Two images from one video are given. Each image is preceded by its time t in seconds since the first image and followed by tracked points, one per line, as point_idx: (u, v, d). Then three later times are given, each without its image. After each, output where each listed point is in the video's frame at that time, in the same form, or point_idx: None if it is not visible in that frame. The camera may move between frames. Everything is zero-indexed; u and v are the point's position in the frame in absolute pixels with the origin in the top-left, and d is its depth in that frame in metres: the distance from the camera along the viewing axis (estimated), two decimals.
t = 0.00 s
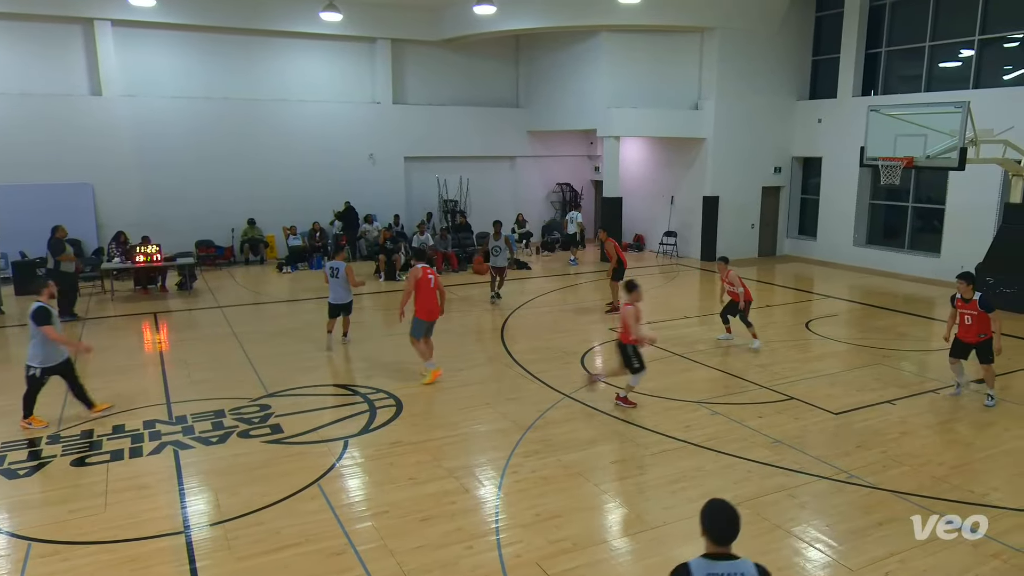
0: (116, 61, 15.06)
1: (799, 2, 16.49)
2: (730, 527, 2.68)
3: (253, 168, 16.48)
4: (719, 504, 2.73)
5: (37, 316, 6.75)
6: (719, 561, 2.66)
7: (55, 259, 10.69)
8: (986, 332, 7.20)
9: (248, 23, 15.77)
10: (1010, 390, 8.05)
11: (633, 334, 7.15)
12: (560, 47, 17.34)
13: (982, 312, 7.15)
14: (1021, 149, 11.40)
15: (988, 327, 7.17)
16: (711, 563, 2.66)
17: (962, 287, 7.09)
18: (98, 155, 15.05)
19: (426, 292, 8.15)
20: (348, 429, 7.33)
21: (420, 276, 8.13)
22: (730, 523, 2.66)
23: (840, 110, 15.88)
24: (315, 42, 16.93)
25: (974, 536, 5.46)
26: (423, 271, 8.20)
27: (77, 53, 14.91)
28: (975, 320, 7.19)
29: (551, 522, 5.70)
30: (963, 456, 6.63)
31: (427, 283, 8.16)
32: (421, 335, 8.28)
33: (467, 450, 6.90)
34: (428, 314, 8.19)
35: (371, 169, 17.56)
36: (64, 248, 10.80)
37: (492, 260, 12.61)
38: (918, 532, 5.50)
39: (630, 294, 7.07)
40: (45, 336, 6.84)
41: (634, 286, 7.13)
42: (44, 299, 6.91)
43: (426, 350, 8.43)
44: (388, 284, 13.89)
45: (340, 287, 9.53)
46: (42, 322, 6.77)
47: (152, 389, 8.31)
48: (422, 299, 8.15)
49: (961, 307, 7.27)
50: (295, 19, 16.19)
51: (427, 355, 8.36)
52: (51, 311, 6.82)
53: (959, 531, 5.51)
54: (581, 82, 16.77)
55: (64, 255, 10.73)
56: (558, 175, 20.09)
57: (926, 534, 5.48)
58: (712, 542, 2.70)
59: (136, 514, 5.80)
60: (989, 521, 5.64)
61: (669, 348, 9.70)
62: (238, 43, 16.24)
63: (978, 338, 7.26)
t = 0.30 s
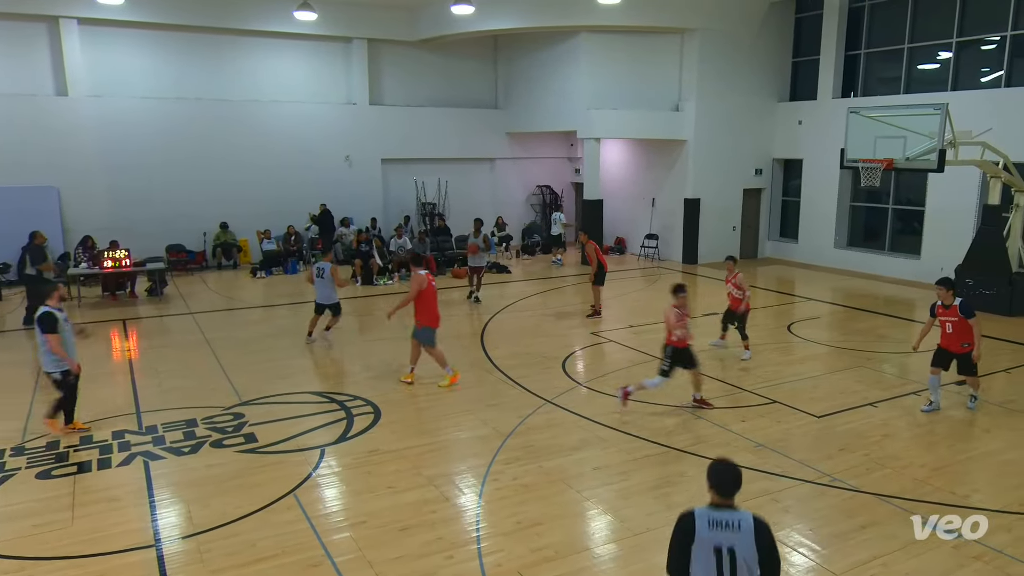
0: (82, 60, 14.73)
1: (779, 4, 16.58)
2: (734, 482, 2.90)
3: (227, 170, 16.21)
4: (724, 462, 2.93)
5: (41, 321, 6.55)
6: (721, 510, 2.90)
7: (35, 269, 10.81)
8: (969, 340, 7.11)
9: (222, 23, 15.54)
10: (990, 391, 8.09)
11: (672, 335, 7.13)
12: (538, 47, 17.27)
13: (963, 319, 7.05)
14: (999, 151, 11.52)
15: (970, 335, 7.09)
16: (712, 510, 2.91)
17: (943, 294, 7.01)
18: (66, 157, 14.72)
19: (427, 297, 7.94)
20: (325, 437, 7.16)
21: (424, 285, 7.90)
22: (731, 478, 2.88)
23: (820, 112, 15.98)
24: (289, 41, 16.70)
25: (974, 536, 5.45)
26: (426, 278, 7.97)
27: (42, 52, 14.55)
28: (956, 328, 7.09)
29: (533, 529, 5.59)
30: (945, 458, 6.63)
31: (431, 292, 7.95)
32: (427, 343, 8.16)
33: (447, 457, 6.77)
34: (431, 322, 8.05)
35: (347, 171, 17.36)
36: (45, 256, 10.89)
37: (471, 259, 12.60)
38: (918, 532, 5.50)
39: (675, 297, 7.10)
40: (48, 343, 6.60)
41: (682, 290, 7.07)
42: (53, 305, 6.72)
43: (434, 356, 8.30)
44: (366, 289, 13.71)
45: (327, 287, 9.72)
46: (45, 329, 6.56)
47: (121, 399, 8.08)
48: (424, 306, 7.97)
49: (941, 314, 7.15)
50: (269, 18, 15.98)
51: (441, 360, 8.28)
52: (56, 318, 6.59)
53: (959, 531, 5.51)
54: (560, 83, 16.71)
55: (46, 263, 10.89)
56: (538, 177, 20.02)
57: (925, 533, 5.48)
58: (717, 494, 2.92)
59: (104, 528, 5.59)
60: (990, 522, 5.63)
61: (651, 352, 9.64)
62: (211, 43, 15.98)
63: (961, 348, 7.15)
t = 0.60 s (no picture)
0: (63, 60, 14.55)
1: (767, 5, 16.62)
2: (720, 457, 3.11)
3: (212, 171, 16.06)
4: (707, 436, 3.13)
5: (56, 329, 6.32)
6: (706, 481, 3.15)
7: (28, 271, 10.68)
8: (975, 349, 6.81)
9: (206, 23, 15.42)
10: (979, 392, 8.10)
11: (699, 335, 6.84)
12: (527, 48, 17.24)
13: (972, 326, 6.79)
14: (987, 152, 11.57)
15: (977, 343, 6.80)
16: (700, 482, 3.16)
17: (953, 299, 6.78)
18: (47, 158, 14.52)
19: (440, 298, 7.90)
20: (311, 442, 7.06)
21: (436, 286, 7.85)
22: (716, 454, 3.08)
23: (809, 113, 16.03)
24: (274, 41, 16.56)
25: (974, 536, 5.45)
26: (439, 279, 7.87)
27: (22, 51, 14.35)
28: (963, 334, 6.82)
29: (523, 534, 5.52)
30: (936, 460, 6.61)
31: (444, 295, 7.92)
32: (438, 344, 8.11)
33: (435, 462, 6.69)
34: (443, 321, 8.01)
35: (333, 173, 17.24)
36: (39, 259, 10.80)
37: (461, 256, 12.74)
38: (917, 532, 5.50)
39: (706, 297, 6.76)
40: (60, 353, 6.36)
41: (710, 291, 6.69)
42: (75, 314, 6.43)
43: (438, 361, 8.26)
44: (353, 292, 13.59)
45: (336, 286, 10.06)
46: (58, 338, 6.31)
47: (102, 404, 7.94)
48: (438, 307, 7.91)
49: (950, 320, 6.91)
50: (255, 18, 15.86)
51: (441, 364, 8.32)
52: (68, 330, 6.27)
53: (959, 531, 5.50)
54: (549, 84, 16.68)
55: (39, 266, 10.77)
56: (526, 178, 19.95)
57: (925, 532, 5.49)
58: (701, 466, 3.15)
59: (85, 537, 5.47)
60: (990, 522, 5.62)
61: (641, 354, 9.60)
62: (195, 43, 15.83)
63: (966, 355, 6.86)
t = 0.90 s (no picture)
0: (53, 59, 14.45)
1: (762, 5, 16.62)
2: (683, 430, 3.30)
3: (204, 171, 15.98)
4: (675, 413, 3.30)
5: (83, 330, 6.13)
6: (673, 455, 3.31)
7: (24, 272, 10.58)
8: (999, 353, 6.78)
9: (198, 22, 15.35)
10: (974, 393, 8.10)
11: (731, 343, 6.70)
12: (521, 48, 17.20)
13: (998, 329, 6.74)
14: (981, 152, 11.59)
15: (1002, 347, 6.76)
16: (666, 456, 3.32)
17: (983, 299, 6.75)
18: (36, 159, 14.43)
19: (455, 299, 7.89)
20: (304, 445, 7.01)
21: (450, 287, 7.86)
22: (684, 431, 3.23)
23: (804, 114, 16.06)
24: (266, 41, 16.49)
25: (974, 536, 5.45)
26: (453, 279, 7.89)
27: (11, 51, 14.25)
28: (989, 336, 6.80)
29: (518, 537, 5.48)
30: (931, 460, 6.60)
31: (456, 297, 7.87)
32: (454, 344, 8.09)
33: (429, 465, 6.64)
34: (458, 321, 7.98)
35: (326, 174, 17.18)
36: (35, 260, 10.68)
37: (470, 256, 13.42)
38: (918, 532, 5.50)
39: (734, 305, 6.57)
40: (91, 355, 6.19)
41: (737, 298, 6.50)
42: (98, 313, 6.28)
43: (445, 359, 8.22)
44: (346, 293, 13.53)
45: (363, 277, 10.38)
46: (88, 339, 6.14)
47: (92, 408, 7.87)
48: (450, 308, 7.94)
49: (979, 320, 6.89)
50: (247, 17, 15.79)
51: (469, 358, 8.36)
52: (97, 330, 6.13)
53: (959, 531, 5.50)
54: (543, 84, 16.65)
55: (35, 267, 10.65)
56: (520, 179, 19.91)
57: (925, 532, 5.50)
58: (669, 440, 3.32)
59: (74, 541, 5.40)
60: (989, 522, 5.62)
61: (636, 356, 9.58)
62: (187, 42, 15.76)
63: (989, 358, 6.84)
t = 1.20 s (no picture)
0: (41, 59, 14.34)
1: (755, 6, 16.64)
2: (665, 410, 3.60)
3: (195, 172, 15.90)
4: (656, 393, 3.63)
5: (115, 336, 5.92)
6: (654, 434, 3.65)
7: (18, 271, 10.44)
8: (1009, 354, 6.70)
9: (189, 22, 15.28)
10: (968, 393, 8.10)
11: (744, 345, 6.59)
12: (515, 48, 17.18)
13: (1009, 330, 6.64)
14: (974, 153, 11.62)
15: (1011, 348, 6.68)
16: (648, 434, 3.66)
17: (995, 298, 6.64)
18: (25, 160, 14.32)
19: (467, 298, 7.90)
20: (296, 448, 6.96)
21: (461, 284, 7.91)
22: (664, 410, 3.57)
23: (797, 115, 16.08)
24: (257, 40, 16.42)
25: (974, 536, 5.44)
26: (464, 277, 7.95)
27: None
28: (1000, 336, 6.69)
29: (512, 540, 5.44)
30: (925, 461, 6.59)
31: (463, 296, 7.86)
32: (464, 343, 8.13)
33: (423, 468, 6.60)
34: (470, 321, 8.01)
35: (318, 175, 17.11)
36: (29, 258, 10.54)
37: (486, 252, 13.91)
38: (918, 532, 5.50)
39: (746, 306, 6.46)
40: (124, 360, 5.99)
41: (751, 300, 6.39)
42: (131, 319, 6.04)
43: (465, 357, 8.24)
44: (338, 295, 13.47)
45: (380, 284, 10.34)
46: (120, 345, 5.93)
47: (81, 411, 7.79)
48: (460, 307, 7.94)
49: (991, 319, 6.77)
50: (238, 17, 15.72)
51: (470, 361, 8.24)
52: (129, 336, 5.91)
53: (959, 531, 5.50)
54: (536, 84, 16.62)
55: (28, 265, 10.50)
56: (514, 180, 19.87)
57: (925, 533, 5.49)
58: (650, 420, 3.65)
59: (63, 546, 5.34)
60: (988, 522, 5.61)
61: (630, 357, 9.56)
62: (178, 42, 15.67)
63: (998, 359, 6.77)
